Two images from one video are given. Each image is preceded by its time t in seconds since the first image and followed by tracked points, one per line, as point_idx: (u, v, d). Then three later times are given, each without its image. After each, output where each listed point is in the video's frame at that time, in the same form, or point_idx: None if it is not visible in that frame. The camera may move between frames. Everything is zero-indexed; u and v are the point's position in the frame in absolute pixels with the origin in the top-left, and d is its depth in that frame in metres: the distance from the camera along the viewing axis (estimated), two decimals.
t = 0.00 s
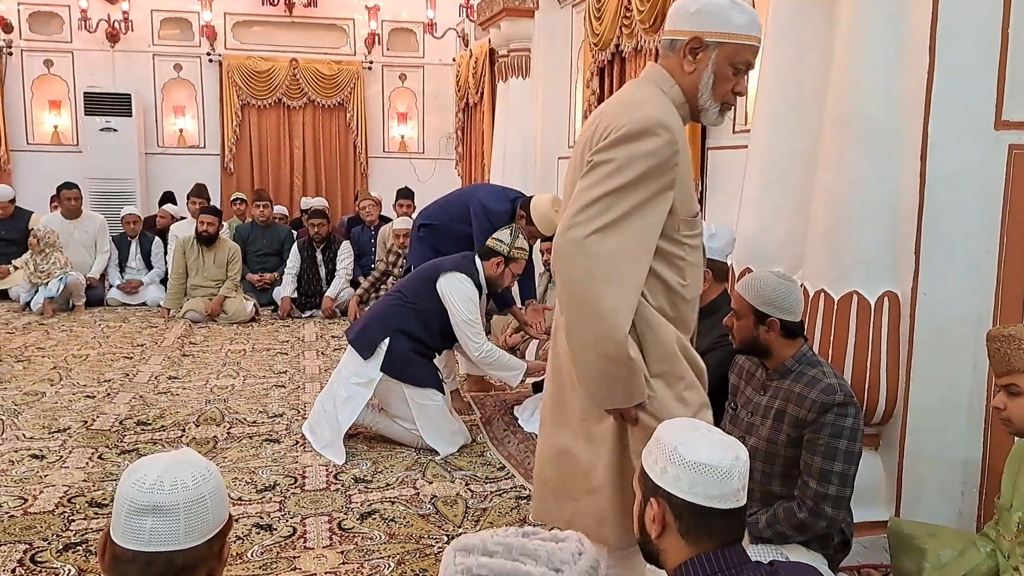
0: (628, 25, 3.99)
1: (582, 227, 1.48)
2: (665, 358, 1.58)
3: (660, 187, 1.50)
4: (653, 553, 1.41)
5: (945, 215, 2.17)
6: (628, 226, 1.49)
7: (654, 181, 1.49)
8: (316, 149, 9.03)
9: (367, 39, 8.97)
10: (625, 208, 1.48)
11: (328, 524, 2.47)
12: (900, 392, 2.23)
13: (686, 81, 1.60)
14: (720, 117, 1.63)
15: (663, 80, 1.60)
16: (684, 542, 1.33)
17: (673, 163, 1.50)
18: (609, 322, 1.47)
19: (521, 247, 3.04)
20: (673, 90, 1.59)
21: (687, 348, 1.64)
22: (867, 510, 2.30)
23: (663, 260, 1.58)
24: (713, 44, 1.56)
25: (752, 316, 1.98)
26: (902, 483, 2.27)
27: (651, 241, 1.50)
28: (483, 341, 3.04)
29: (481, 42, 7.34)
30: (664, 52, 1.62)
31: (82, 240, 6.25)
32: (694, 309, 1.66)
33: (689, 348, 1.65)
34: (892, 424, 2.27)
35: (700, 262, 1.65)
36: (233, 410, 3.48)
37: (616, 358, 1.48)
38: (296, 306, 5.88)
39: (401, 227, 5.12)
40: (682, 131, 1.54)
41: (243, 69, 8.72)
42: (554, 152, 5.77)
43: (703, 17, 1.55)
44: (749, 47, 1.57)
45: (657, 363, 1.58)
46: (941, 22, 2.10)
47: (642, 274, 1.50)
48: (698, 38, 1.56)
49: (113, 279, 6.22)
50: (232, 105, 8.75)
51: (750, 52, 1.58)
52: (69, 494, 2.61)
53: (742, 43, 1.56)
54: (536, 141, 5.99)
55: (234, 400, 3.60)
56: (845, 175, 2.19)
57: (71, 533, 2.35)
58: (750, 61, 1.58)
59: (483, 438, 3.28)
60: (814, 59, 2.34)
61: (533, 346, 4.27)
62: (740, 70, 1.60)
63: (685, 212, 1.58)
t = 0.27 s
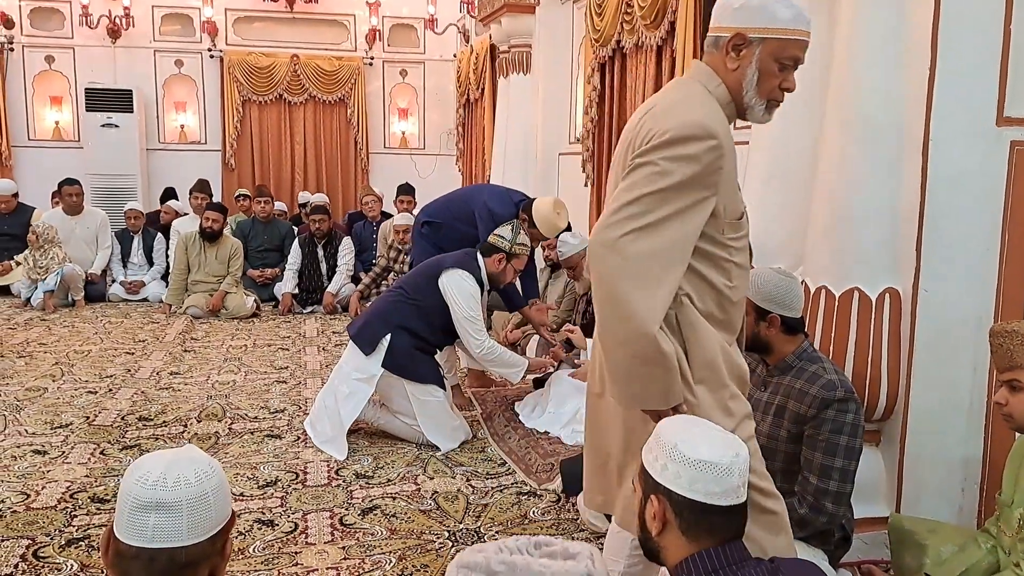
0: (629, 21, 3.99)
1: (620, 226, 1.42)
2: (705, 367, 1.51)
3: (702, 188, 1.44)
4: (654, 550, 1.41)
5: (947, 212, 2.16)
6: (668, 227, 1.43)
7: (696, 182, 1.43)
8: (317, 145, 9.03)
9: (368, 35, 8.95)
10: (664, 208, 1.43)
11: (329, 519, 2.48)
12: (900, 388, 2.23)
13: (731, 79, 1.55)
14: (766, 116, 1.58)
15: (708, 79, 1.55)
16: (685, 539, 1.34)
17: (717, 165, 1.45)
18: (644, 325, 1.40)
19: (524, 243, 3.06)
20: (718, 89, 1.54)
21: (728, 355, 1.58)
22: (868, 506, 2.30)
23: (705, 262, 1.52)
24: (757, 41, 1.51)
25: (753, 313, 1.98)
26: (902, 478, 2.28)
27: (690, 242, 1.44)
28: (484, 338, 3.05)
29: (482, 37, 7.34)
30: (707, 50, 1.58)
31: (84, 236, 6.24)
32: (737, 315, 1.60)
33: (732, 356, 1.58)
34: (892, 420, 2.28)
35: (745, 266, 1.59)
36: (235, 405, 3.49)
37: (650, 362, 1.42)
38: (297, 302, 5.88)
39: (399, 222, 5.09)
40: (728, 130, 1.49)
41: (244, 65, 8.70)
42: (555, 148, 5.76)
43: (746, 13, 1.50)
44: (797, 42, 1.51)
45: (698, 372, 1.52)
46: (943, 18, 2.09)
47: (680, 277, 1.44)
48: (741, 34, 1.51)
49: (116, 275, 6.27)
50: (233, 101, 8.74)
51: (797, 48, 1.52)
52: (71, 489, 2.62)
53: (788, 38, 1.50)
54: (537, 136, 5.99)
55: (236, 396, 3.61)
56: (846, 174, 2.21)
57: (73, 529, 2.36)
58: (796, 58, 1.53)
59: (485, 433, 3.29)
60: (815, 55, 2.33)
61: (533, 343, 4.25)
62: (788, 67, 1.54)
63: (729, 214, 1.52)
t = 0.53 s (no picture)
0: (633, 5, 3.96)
1: (666, 229, 1.39)
2: (764, 375, 1.46)
3: (759, 190, 1.39)
4: (657, 535, 1.42)
5: (951, 198, 2.16)
6: (717, 231, 1.40)
7: (752, 185, 1.38)
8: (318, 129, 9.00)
9: (369, 18, 8.90)
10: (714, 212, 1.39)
11: (332, 504, 2.49)
12: (901, 373, 2.23)
13: (797, 71, 1.45)
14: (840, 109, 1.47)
15: (775, 72, 1.47)
16: (687, 524, 1.34)
17: (776, 168, 1.38)
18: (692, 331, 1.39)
19: (529, 229, 3.08)
20: (784, 84, 1.46)
21: (797, 362, 1.51)
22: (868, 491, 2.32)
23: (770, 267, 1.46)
24: (823, 30, 1.39)
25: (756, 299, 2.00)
26: (903, 464, 2.29)
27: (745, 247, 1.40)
28: (487, 325, 3.07)
29: (484, 20, 7.29)
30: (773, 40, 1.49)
31: (85, 220, 6.24)
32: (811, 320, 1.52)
33: (800, 363, 1.52)
34: (893, 405, 2.28)
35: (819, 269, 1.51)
36: (237, 390, 3.50)
37: (688, 368, 1.42)
38: (297, 287, 5.85)
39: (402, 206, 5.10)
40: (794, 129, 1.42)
41: (244, 48, 8.66)
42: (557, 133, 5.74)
43: None
44: (872, 29, 1.38)
45: (753, 381, 1.48)
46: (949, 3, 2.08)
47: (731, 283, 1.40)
48: (804, 25, 1.40)
49: (118, 259, 6.28)
50: (234, 84, 8.70)
51: (869, 35, 1.40)
52: (75, 474, 2.63)
53: (858, 27, 1.38)
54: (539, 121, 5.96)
55: (239, 381, 3.62)
56: (846, 161, 2.19)
57: (77, 513, 2.37)
58: (869, 46, 1.40)
59: (487, 418, 3.30)
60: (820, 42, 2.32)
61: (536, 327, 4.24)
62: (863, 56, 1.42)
63: (796, 216, 1.45)
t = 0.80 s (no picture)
0: None
1: (719, 214, 1.43)
2: (807, 366, 1.49)
3: (818, 180, 1.39)
4: (659, 512, 1.42)
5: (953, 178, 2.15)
6: (772, 219, 1.41)
7: (810, 175, 1.39)
8: (317, 107, 8.95)
9: None
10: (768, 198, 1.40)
11: (334, 481, 2.50)
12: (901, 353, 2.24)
13: (885, 50, 1.41)
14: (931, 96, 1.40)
15: (864, 52, 1.44)
16: (689, 500, 1.34)
17: (835, 160, 1.38)
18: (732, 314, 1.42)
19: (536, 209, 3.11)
20: (870, 65, 1.43)
21: (852, 360, 1.51)
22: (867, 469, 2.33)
23: (828, 259, 1.47)
24: (915, 7, 1.33)
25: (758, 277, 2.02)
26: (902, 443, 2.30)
27: (799, 236, 1.41)
28: (490, 307, 3.07)
29: None
30: (872, 16, 1.45)
31: (83, 198, 6.22)
32: (874, 320, 1.50)
33: (857, 359, 1.51)
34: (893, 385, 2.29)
35: (892, 269, 1.48)
36: (237, 368, 3.50)
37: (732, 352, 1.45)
38: (297, 265, 5.86)
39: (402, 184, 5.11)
40: (864, 117, 1.40)
41: (241, 25, 8.58)
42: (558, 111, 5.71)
43: None
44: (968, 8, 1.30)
45: (801, 371, 1.50)
46: None
47: (778, 275, 1.43)
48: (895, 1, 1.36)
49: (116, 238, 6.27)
50: (232, 61, 8.63)
51: (969, 14, 1.31)
52: (77, 450, 2.64)
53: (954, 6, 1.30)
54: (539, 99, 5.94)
55: (239, 358, 3.62)
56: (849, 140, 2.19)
57: (79, 489, 2.38)
58: (967, 26, 1.32)
59: (488, 397, 3.31)
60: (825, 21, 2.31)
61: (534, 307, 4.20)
62: (962, 39, 1.33)
63: (864, 209, 1.43)
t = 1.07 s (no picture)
0: None
1: (740, 199, 1.35)
2: (833, 369, 1.34)
3: (838, 162, 1.27)
4: (660, 510, 1.41)
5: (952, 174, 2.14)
6: (793, 204, 1.30)
7: (828, 154, 1.27)
8: (311, 98, 8.91)
9: None
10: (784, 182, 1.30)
11: (330, 476, 2.49)
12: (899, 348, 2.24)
13: (934, 34, 1.28)
14: (987, 81, 1.22)
15: (913, 37, 1.31)
16: (690, 496, 1.33)
17: (854, 135, 1.26)
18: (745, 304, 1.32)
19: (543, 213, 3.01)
20: (918, 49, 1.29)
21: (892, 370, 1.34)
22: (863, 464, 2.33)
23: (861, 249, 1.31)
24: None
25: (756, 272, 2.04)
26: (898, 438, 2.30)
27: (818, 222, 1.28)
28: (495, 308, 3.05)
29: None
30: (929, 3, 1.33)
31: (76, 189, 6.17)
32: (916, 321, 1.32)
33: (895, 368, 1.33)
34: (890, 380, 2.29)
35: (937, 263, 1.29)
36: (232, 361, 3.49)
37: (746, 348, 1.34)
38: (293, 258, 5.85)
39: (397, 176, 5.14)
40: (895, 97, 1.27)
41: (235, 15, 8.51)
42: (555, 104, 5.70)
43: None
44: None
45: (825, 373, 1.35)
46: None
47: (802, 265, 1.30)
48: None
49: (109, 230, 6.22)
50: (226, 52, 8.59)
51: None
52: (71, 445, 2.62)
53: None
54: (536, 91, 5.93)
55: (234, 352, 3.61)
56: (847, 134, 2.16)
57: (73, 484, 2.37)
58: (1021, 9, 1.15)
59: (484, 391, 3.30)
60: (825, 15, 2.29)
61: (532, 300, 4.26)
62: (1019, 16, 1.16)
63: (898, 196, 1.28)
